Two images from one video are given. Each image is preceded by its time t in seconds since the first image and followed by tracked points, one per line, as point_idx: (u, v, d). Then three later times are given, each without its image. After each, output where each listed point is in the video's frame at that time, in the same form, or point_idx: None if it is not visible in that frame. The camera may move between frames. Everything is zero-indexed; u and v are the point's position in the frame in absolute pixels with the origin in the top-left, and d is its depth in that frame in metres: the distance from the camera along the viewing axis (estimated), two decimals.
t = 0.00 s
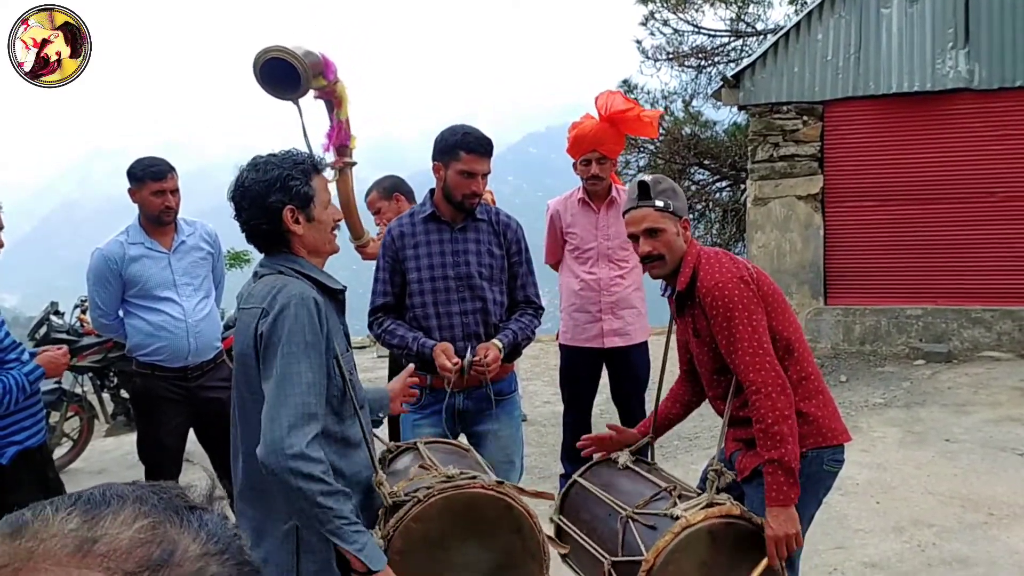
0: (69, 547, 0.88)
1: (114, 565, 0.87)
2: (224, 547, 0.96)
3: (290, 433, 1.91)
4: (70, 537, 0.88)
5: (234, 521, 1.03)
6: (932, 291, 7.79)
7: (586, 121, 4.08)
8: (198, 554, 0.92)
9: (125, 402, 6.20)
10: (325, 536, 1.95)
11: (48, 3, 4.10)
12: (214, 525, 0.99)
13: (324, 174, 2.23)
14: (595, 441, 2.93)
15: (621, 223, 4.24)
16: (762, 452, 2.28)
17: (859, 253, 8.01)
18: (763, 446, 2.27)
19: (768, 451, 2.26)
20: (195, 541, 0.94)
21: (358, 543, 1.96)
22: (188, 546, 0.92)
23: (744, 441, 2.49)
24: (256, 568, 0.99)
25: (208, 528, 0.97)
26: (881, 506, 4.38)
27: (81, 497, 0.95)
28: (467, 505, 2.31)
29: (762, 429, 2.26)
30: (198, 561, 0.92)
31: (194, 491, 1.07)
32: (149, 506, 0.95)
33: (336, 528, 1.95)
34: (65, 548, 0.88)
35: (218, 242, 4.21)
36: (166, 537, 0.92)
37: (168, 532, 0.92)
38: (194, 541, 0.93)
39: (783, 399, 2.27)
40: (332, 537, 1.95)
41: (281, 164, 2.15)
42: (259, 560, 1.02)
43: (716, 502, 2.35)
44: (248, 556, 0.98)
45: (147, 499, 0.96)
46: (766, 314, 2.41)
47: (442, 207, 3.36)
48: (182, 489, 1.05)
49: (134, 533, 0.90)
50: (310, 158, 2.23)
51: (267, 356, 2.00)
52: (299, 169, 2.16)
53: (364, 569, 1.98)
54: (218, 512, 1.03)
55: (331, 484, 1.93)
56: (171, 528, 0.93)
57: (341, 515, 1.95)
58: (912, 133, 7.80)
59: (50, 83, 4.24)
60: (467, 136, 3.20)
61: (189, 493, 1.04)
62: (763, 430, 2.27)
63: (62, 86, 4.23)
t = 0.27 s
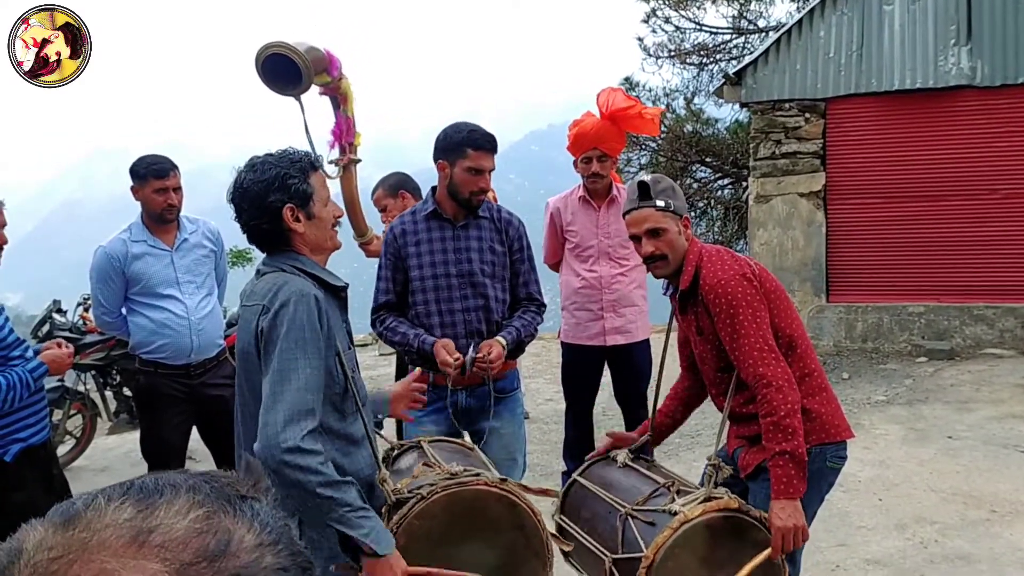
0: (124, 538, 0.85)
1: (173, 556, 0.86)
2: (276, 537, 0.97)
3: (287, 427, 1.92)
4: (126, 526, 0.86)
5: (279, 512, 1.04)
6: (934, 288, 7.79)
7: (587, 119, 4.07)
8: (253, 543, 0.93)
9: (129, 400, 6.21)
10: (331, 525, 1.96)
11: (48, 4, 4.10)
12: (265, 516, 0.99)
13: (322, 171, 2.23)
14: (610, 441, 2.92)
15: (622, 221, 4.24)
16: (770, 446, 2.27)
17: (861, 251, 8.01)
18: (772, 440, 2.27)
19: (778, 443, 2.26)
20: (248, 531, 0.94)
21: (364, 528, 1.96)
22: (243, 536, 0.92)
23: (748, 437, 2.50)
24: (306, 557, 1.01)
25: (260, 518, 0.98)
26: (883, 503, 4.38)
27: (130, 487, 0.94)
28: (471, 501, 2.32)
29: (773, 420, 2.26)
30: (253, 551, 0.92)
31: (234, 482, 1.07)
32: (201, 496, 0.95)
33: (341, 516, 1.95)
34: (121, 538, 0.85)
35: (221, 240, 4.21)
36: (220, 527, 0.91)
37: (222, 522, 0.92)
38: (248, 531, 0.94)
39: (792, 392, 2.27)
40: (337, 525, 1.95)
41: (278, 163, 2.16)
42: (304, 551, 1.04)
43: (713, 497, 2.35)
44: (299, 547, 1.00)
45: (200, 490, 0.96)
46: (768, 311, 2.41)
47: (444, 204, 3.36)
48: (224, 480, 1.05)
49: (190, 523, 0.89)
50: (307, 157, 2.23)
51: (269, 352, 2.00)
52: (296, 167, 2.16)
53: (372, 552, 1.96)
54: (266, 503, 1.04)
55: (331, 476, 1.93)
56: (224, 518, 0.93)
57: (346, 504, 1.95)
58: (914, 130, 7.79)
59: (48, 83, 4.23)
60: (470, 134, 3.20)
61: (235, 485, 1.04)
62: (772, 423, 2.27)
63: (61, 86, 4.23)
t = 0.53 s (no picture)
0: (166, 537, 0.84)
1: (215, 556, 0.84)
2: (315, 537, 0.96)
3: (296, 425, 1.93)
4: (169, 526, 0.85)
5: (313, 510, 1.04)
6: (936, 288, 7.78)
7: (587, 118, 4.08)
8: (294, 543, 0.91)
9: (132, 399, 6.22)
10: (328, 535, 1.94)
11: (51, 4, 4.11)
12: (304, 516, 0.98)
13: (324, 170, 2.24)
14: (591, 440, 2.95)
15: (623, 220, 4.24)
16: (778, 440, 2.27)
17: (863, 250, 8.01)
18: (780, 434, 2.26)
19: (782, 437, 2.26)
20: (290, 530, 0.92)
21: (358, 541, 1.95)
22: (285, 536, 0.91)
23: (750, 435, 2.50)
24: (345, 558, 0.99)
25: (298, 518, 0.96)
26: (885, 502, 4.38)
27: (168, 486, 0.93)
28: (476, 501, 2.33)
29: (782, 415, 2.25)
30: (294, 551, 0.90)
31: (271, 480, 1.06)
32: (241, 495, 0.93)
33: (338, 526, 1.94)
34: (163, 537, 0.84)
35: (223, 239, 4.23)
36: (261, 526, 0.90)
37: (263, 521, 0.91)
38: (288, 531, 0.92)
39: (797, 388, 2.28)
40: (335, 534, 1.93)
41: (281, 163, 2.16)
42: (341, 551, 1.03)
43: (720, 494, 2.36)
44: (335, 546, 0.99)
45: (239, 488, 0.95)
46: (772, 309, 2.41)
47: (447, 204, 3.36)
48: (262, 479, 1.04)
49: (231, 523, 0.88)
50: (310, 156, 2.24)
51: (275, 350, 2.01)
52: (299, 167, 2.17)
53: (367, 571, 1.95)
54: (300, 500, 1.03)
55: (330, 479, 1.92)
56: (265, 518, 0.92)
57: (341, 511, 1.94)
58: (916, 129, 7.79)
59: (42, 82, 4.22)
60: (474, 133, 3.23)
61: (268, 483, 1.04)
62: (780, 417, 2.27)
63: (61, 87, 4.23)
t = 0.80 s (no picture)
0: (202, 538, 0.83)
1: (252, 558, 0.83)
2: (348, 541, 0.95)
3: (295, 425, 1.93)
4: (204, 527, 0.84)
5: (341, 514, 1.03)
6: (937, 287, 7.77)
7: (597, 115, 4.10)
8: (329, 546, 0.90)
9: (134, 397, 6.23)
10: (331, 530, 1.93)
11: (53, 5, 4.13)
12: (336, 520, 0.97)
13: (324, 168, 2.24)
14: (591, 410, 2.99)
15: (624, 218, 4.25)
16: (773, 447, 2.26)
17: (864, 249, 8.00)
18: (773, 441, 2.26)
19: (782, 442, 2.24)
20: (323, 534, 0.92)
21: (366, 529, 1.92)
22: (318, 538, 0.90)
23: (750, 433, 2.51)
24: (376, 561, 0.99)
25: (329, 520, 0.96)
26: (886, 500, 4.38)
27: (201, 488, 0.92)
28: (480, 499, 2.32)
29: (773, 419, 2.26)
30: (329, 554, 0.89)
31: (299, 484, 1.05)
32: (274, 497, 0.93)
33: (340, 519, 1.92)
34: (199, 539, 0.83)
35: (224, 237, 4.23)
36: (296, 528, 0.89)
37: (297, 523, 0.90)
38: (322, 533, 0.92)
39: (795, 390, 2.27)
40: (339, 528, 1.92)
41: (281, 162, 2.17)
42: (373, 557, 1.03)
43: (723, 493, 2.36)
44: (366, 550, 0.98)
45: (272, 490, 0.94)
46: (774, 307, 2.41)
47: (449, 203, 3.37)
48: (292, 481, 1.03)
49: (267, 525, 0.87)
50: (309, 155, 2.24)
51: (279, 348, 2.01)
52: (298, 165, 2.17)
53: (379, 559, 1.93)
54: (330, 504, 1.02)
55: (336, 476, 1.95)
56: (299, 519, 0.91)
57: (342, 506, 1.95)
58: (917, 129, 7.78)
59: (41, 82, 4.23)
60: (480, 133, 3.26)
61: (298, 485, 1.03)
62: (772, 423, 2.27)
63: (60, 86, 4.23)
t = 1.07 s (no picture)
0: (235, 540, 0.82)
1: (285, 560, 0.82)
2: (379, 543, 0.93)
3: (295, 422, 1.94)
4: (237, 528, 0.83)
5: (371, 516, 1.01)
6: (938, 286, 7.77)
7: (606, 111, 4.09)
8: (360, 548, 0.88)
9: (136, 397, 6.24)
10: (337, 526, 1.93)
11: (55, 5, 4.13)
12: (367, 522, 0.95)
13: (322, 167, 2.24)
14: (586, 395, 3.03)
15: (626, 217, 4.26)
16: (774, 446, 2.28)
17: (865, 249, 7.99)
18: (777, 439, 2.28)
19: (777, 443, 2.28)
20: (355, 536, 0.90)
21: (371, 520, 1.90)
22: (350, 541, 0.88)
23: (751, 433, 2.52)
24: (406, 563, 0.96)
25: (361, 523, 0.94)
26: (887, 500, 4.38)
27: (234, 488, 0.91)
28: (481, 499, 2.33)
29: (779, 420, 2.27)
30: (361, 556, 0.87)
31: (330, 484, 1.04)
32: (306, 498, 0.91)
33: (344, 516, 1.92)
34: (232, 540, 0.82)
35: (226, 237, 4.24)
36: (328, 530, 0.87)
37: (329, 525, 0.88)
38: (354, 536, 0.90)
39: (796, 391, 2.30)
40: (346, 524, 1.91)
41: (280, 164, 2.18)
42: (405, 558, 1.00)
43: (720, 493, 2.37)
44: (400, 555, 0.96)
45: (303, 491, 0.92)
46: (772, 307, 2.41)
47: (450, 203, 3.38)
48: (322, 482, 1.01)
49: (299, 527, 0.85)
50: (307, 155, 2.24)
51: (279, 347, 2.02)
52: (296, 166, 2.18)
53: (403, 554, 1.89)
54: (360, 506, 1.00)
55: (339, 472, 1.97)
56: (331, 521, 0.89)
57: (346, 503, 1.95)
58: (919, 128, 7.78)
59: (40, 82, 4.24)
60: (483, 133, 3.28)
61: (329, 486, 1.01)
62: (777, 423, 2.28)
63: (59, 86, 4.23)
